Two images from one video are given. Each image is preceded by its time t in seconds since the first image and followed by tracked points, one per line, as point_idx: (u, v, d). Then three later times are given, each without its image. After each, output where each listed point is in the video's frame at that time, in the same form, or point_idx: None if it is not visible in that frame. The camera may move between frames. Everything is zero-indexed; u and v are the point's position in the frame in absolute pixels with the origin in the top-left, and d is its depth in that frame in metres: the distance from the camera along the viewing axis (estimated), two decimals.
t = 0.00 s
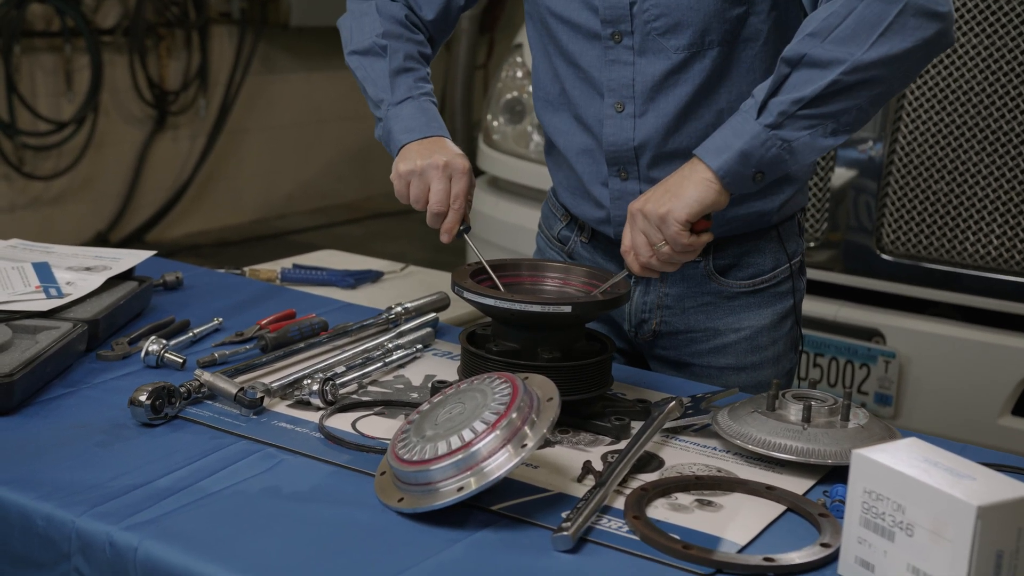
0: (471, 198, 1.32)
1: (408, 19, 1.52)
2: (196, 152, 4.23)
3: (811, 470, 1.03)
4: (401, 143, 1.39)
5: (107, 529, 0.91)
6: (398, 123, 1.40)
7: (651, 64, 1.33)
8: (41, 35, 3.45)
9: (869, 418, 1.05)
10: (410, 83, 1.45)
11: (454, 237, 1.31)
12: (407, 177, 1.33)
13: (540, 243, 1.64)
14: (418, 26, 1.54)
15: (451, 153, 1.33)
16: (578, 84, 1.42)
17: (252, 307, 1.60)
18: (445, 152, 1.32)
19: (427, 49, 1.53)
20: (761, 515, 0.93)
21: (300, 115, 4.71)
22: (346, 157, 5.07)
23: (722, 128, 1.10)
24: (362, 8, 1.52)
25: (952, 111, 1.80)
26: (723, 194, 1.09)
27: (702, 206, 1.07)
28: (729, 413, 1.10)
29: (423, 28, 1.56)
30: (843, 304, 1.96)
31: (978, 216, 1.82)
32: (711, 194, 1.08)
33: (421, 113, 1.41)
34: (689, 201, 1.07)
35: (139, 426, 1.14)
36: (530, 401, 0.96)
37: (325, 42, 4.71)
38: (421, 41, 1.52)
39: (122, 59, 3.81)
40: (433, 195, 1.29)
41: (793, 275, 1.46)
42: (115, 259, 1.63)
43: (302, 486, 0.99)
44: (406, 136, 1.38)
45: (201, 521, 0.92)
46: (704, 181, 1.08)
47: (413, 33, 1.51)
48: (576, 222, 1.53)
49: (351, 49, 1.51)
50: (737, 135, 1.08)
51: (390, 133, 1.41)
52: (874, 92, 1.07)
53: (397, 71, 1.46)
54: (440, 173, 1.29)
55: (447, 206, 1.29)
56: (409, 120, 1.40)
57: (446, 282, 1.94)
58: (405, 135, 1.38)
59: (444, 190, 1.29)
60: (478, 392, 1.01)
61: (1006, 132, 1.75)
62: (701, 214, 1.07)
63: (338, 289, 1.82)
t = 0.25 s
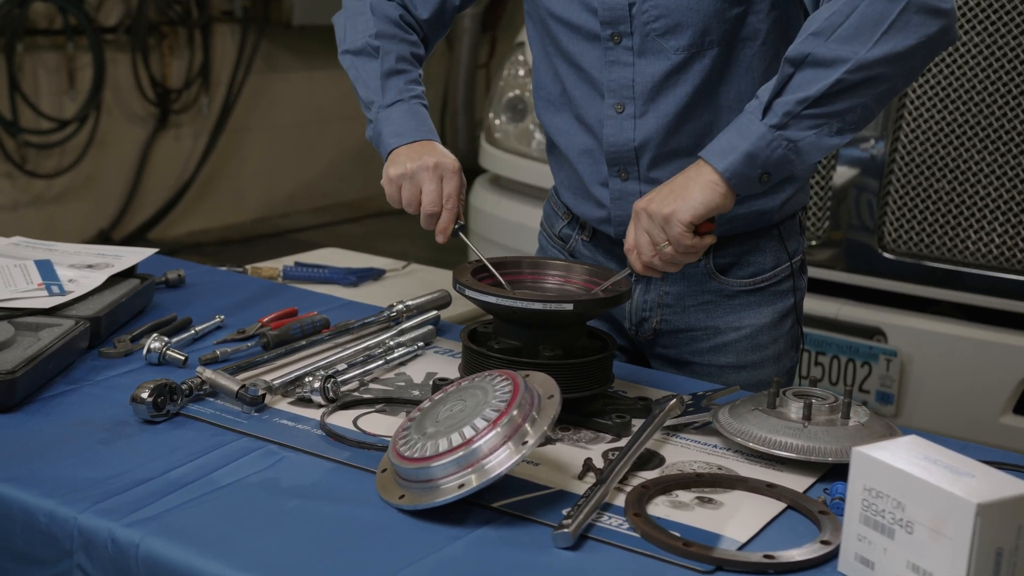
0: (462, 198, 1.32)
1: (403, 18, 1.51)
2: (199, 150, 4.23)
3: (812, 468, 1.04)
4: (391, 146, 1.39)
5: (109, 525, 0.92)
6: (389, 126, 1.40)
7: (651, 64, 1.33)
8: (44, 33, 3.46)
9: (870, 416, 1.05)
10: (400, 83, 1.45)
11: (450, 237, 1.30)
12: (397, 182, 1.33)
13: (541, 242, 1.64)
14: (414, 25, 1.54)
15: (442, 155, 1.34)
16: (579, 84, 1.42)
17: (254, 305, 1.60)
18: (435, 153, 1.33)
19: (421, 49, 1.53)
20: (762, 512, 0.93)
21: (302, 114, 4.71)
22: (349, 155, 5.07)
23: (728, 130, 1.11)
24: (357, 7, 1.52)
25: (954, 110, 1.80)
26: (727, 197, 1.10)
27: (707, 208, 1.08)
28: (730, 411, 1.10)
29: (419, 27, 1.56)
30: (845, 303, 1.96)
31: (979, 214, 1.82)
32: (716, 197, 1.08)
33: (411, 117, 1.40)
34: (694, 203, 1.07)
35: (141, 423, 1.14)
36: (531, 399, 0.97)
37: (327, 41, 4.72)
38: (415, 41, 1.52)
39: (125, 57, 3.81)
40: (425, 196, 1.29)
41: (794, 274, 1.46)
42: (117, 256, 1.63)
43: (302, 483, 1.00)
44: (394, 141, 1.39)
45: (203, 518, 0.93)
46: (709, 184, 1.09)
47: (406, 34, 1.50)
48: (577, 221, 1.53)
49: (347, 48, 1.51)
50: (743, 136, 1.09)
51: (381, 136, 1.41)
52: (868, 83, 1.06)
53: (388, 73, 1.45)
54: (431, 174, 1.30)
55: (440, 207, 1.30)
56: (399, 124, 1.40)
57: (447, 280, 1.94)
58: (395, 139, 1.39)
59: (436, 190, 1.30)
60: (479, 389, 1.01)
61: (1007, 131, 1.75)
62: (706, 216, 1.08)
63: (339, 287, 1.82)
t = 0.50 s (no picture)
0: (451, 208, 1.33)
1: (399, 26, 1.51)
2: (197, 151, 4.23)
3: (809, 470, 1.04)
4: (380, 157, 1.40)
5: (107, 526, 0.92)
6: (378, 137, 1.41)
7: (649, 68, 1.33)
8: (43, 33, 3.46)
9: (867, 418, 1.05)
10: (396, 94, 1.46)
11: (442, 242, 1.29)
12: (387, 192, 1.34)
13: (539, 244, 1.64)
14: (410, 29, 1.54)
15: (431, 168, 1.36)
16: (576, 88, 1.42)
17: (252, 305, 1.60)
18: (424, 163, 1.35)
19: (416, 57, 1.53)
20: (759, 514, 0.93)
21: (301, 114, 4.71)
22: (347, 156, 5.07)
23: (738, 143, 1.09)
24: (352, 14, 1.51)
25: (954, 113, 1.80)
26: (738, 209, 1.09)
27: (718, 221, 1.07)
28: (728, 412, 1.10)
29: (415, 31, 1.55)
30: (843, 304, 1.96)
31: (978, 216, 1.82)
32: (728, 210, 1.08)
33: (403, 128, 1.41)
34: (706, 216, 1.07)
35: (139, 423, 1.14)
36: (529, 400, 0.97)
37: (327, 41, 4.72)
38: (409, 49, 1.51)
39: (124, 57, 3.81)
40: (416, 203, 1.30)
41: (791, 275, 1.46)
42: (116, 257, 1.63)
43: (300, 484, 1.00)
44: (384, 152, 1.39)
45: (201, 519, 0.92)
46: (722, 196, 1.08)
47: (401, 41, 1.50)
48: (575, 222, 1.53)
49: (341, 54, 1.50)
50: (754, 147, 1.08)
51: (371, 146, 1.42)
52: (880, 92, 1.06)
53: (380, 83, 1.46)
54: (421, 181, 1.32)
55: (431, 211, 1.29)
56: (389, 135, 1.40)
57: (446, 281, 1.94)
58: (384, 150, 1.39)
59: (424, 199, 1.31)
60: (477, 391, 1.01)
61: (1006, 132, 1.76)
62: (716, 229, 1.07)
63: (337, 288, 1.82)
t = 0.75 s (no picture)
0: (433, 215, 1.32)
1: (392, 38, 1.51)
2: (194, 150, 4.22)
3: (807, 468, 1.04)
4: (361, 175, 1.40)
5: (103, 526, 0.91)
6: (361, 154, 1.41)
7: (644, 73, 1.33)
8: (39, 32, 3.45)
9: (865, 416, 1.05)
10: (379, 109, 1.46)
11: (426, 247, 1.28)
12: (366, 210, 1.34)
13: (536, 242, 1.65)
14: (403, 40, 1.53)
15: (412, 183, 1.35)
16: (571, 92, 1.42)
17: (249, 304, 1.60)
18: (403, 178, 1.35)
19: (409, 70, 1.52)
20: (757, 512, 0.93)
21: (298, 113, 4.70)
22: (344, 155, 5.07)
23: (752, 168, 1.09)
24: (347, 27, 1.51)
25: (952, 114, 1.80)
26: (753, 235, 1.09)
27: (732, 247, 1.07)
28: (726, 410, 1.10)
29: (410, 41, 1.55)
30: (840, 302, 1.97)
31: (975, 215, 1.82)
32: (744, 236, 1.08)
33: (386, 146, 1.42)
34: (723, 240, 1.07)
35: (135, 423, 1.14)
36: (527, 399, 0.97)
37: (324, 39, 4.71)
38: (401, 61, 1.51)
39: (120, 56, 3.80)
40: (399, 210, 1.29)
41: (788, 273, 1.45)
42: (112, 256, 1.63)
43: (297, 483, 0.99)
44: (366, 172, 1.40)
45: (198, 518, 0.92)
46: (740, 222, 1.08)
47: (393, 55, 1.50)
48: (571, 221, 1.54)
49: (333, 68, 1.50)
50: (771, 173, 1.08)
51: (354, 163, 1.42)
52: (892, 116, 1.06)
53: (367, 100, 1.46)
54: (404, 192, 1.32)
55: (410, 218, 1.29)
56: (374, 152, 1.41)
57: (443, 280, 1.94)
58: (365, 168, 1.40)
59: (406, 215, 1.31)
60: (474, 390, 1.01)
61: (1005, 132, 1.76)
62: (728, 254, 1.08)
63: (334, 286, 1.82)
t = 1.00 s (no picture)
0: (423, 208, 1.32)
1: (397, 42, 1.52)
2: (187, 151, 4.21)
3: (804, 467, 1.03)
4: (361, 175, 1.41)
5: (99, 529, 0.91)
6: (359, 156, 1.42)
7: (642, 72, 1.33)
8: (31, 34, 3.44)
9: (862, 414, 1.05)
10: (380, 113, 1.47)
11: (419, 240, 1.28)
12: (361, 208, 1.35)
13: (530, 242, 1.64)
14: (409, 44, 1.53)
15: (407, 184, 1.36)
16: (567, 92, 1.41)
17: (245, 306, 1.59)
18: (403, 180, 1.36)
19: (416, 72, 1.53)
20: (755, 511, 0.93)
21: (292, 114, 4.69)
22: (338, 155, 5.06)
23: (778, 171, 1.09)
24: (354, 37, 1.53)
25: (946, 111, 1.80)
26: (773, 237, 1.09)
27: (756, 245, 1.07)
28: (723, 409, 1.10)
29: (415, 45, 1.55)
30: (835, 300, 1.97)
31: (970, 212, 1.83)
32: (768, 236, 1.08)
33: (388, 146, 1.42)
34: (748, 236, 1.07)
35: (130, 425, 1.13)
36: (523, 399, 0.96)
37: (317, 40, 4.71)
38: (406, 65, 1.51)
39: (112, 58, 3.79)
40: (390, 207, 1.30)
41: (783, 270, 1.46)
42: (106, 258, 1.62)
43: (294, 485, 0.99)
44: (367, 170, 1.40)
45: (195, 521, 0.92)
46: (764, 221, 1.08)
47: (397, 57, 1.51)
48: (566, 219, 1.53)
49: (338, 74, 1.53)
50: (798, 178, 1.07)
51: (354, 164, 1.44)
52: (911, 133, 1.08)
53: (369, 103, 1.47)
54: (394, 190, 1.33)
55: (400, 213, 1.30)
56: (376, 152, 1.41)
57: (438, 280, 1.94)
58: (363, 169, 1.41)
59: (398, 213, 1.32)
60: (470, 390, 1.01)
61: (1000, 129, 1.76)
62: (750, 251, 1.08)
63: (329, 287, 1.81)
